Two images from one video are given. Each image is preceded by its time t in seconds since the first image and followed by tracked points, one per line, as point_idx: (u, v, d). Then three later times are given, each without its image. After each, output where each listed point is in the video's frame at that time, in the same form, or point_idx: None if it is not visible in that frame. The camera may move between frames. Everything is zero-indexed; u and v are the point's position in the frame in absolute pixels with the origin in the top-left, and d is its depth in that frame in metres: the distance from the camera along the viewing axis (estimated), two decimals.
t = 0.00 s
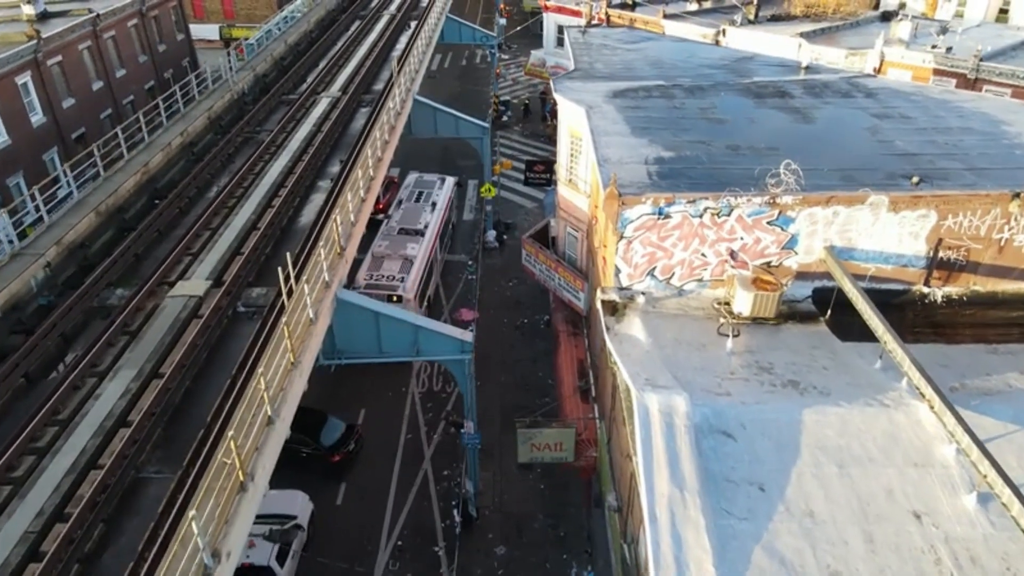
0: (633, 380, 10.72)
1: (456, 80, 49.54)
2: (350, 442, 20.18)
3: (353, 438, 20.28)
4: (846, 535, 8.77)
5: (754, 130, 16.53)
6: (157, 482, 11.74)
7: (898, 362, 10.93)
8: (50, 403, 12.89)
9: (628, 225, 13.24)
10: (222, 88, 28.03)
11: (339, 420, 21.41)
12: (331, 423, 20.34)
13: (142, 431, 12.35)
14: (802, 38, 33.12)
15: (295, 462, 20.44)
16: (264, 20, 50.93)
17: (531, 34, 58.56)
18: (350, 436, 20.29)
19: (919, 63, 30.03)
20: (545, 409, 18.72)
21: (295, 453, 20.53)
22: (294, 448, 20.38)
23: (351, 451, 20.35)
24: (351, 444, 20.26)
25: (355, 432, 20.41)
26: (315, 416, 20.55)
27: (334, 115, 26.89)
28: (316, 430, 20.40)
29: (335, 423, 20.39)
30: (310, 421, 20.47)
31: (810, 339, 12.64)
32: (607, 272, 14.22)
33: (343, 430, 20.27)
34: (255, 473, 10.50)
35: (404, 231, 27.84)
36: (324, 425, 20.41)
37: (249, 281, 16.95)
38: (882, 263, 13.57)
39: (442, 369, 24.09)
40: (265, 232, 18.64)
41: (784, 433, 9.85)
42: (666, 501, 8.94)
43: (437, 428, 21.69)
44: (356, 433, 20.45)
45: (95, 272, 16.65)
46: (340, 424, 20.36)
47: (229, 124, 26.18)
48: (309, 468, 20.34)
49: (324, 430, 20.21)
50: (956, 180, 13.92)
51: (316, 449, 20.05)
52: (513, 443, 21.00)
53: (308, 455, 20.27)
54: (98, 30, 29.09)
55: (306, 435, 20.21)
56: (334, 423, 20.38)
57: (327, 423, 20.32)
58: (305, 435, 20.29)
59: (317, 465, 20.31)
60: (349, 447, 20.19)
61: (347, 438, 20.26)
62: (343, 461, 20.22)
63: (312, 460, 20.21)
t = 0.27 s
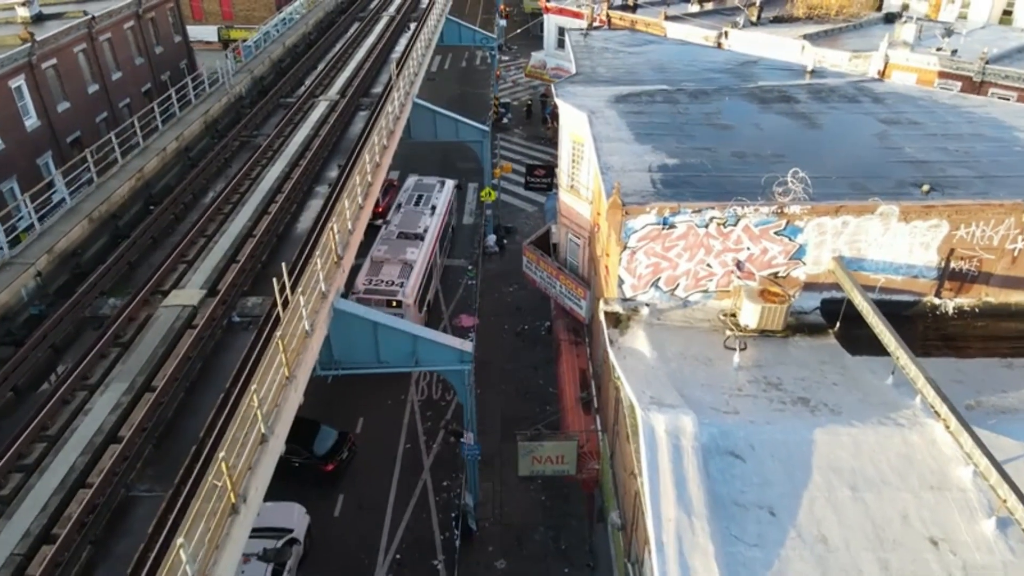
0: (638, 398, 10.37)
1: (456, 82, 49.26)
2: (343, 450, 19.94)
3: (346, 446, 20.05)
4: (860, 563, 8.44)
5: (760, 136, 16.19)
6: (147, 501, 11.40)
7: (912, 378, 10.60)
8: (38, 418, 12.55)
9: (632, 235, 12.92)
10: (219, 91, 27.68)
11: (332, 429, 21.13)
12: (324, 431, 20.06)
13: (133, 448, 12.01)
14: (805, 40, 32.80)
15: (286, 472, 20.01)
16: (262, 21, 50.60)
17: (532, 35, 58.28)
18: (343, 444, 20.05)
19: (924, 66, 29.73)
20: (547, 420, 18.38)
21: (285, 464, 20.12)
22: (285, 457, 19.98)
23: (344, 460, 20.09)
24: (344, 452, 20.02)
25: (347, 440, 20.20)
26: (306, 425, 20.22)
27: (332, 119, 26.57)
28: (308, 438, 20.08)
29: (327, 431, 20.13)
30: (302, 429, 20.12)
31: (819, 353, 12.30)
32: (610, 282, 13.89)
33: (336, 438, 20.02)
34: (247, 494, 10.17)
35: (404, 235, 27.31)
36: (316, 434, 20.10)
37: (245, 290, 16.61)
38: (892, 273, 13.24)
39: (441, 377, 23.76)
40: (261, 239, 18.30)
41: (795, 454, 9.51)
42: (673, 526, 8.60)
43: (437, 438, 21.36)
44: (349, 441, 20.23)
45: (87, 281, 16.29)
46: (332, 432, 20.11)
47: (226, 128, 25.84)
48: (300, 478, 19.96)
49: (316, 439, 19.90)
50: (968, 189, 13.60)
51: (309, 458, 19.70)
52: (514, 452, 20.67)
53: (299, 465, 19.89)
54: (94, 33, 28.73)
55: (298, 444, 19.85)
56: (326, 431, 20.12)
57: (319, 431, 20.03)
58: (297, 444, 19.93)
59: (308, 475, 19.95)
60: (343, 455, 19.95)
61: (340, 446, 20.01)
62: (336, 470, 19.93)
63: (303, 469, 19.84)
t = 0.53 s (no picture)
0: (643, 417, 10.03)
1: (455, 83, 48.99)
2: (336, 459, 19.55)
3: (339, 454, 19.65)
4: None
5: (766, 142, 15.85)
6: (136, 521, 11.07)
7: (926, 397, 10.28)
8: (27, 434, 12.22)
9: (636, 246, 12.59)
10: (216, 95, 27.34)
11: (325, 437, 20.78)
12: (317, 440, 19.67)
13: (123, 466, 11.68)
14: (808, 42, 32.48)
15: (279, 483, 19.69)
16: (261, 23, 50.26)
17: (532, 37, 57.99)
18: (336, 453, 19.65)
19: (929, 68, 29.41)
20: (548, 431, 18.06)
21: (278, 474, 19.79)
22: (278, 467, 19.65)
23: (338, 469, 19.70)
24: (337, 461, 19.63)
25: (341, 448, 19.80)
26: (298, 434, 19.84)
27: (330, 122, 26.24)
28: (301, 448, 19.70)
29: (320, 440, 19.73)
30: (294, 439, 19.76)
31: (828, 368, 11.95)
32: (613, 294, 13.54)
33: (328, 446, 19.60)
34: (239, 516, 9.84)
35: (403, 240, 26.71)
36: (309, 443, 19.72)
37: (240, 299, 16.28)
38: (903, 285, 12.91)
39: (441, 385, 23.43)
40: (257, 247, 17.97)
41: (806, 477, 9.18)
42: (681, 553, 8.27)
43: (436, 447, 21.03)
44: (342, 449, 19.83)
45: (79, 290, 15.96)
46: (325, 440, 19.71)
47: (223, 132, 25.50)
48: (294, 489, 19.63)
49: (309, 448, 19.52)
50: (980, 198, 13.27)
51: (301, 468, 19.32)
52: (514, 463, 20.34)
53: (292, 475, 19.53)
54: (90, 35, 28.39)
55: (291, 453, 19.49)
56: (319, 440, 19.73)
57: (311, 440, 19.64)
58: (289, 454, 19.57)
59: (302, 485, 19.61)
60: (336, 464, 19.56)
61: (333, 455, 19.62)
62: (330, 479, 19.55)
63: (297, 480, 19.49)
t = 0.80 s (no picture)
0: (649, 437, 9.70)
1: (456, 84, 48.74)
2: (329, 468, 19.34)
3: (332, 463, 19.46)
4: None
5: (772, 149, 15.53)
6: (126, 542, 10.76)
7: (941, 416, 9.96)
8: (14, 449, 11.90)
9: (640, 257, 12.27)
10: (213, 98, 27.02)
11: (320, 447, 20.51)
12: (309, 450, 19.43)
13: (112, 483, 11.37)
14: (811, 44, 32.16)
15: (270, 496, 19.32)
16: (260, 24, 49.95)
17: (533, 38, 57.71)
18: (328, 462, 19.44)
19: (934, 71, 29.08)
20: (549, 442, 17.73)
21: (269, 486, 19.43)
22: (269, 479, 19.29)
23: (330, 479, 19.48)
24: (330, 470, 19.41)
25: (333, 456, 19.60)
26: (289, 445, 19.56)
27: (329, 126, 25.93)
28: (292, 459, 19.41)
29: (311, 450, 19.50)
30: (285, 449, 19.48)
31: (838, 382, 11.62)
32: (617, 305, 13.22)
33: (321, 455, 19.40)
34: (230, 540, 9.52)
35: (402, 245, 26.20)
36: (300, 453, 19.44)
37: (235, 309, 15.97)
38: (914, 297, 12.59)
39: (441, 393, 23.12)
40: (253, 255, 17.65)
41: (819, 501, 8.86)
42: None
43: (436, 457, 20.72)
44: (334, 459, 19.63)
45: (71, 300, 15.64)
46: (317, 450, 19.50)
47: (220, 136, 25.17)
48: (285, 500, 19.27)
49: (302, 458, 19.26)
50: (992, 207, 12.95)
51: (294, 479, 19.02)
52: (515, 473, 20.02)
53: (284, 486, 19.21)
54: (85, 37, 28.08)
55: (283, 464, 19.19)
56: (311, 450, 19.48)
57: (303, 450, 19.40)
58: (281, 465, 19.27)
59: (293, 496, 19.25)
60: (329, 473, 19.34)
61: (326, 464, 19.40)
62: (323, 489, 19.30)
63: (289, 491, 19.16)
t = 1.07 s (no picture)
0: (654, 457, 9.38)
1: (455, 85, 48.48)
2: (323, 476, 19.13)
3: (326, 472, 19.24)
4: None
5: (777, 155, 15.21)
6: (114, 563, 10.46)
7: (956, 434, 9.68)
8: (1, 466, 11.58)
9: (644, 268, 11.96)
10: (210, 100, 26.67)
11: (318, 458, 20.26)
12: (302, 459, 19.26)
13: (102, 502, 11.05)
14: (814, 46, 31.83)
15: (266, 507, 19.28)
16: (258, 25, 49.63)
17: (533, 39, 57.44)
18: (322, 471, 19.24)
19: (939, 73, 28.74)
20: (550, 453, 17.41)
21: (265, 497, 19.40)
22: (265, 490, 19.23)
23: (325, 487, 19.31)
24: (324, 479, 19.22)
25: (326, 465, 19.38)
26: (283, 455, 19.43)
27: (327, 129, 25.61)
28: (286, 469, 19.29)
29: (304, 460, 19.31)
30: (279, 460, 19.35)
31: (848, 397, 11.30)
32: (620, 317, 12.92)
33: (314, 465, 19.20)
34: (221, 564, 9.23)
35: (401, 250, 25.78)
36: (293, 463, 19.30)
37: (230, 318, 15.64)
38: (925, 308, 12.26)
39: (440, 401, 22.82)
40: (249, 262, 17.33)
41: (831, 526, 8.54)
42: None
43: (435, 466, 20.40)
44: (328, 467, 19.42)
45: (62, 309, 15.32)
46: (310, 459, 19.30)
47: (216, 140, 24.83)
48: (281, 511, 19.19)
49: (295, 469, 19.11)
50: (1005, 216, 12.64)
51: (288, 489, 18.94)
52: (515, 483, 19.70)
53: (279, 497, 19.15)
54: (81, 40, 27.76)
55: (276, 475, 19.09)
56: (304, 459, 19.30)
57: (296, 460, 19.23)
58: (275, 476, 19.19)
59: (288, 506, 19.15)
60: (323, 482, 19.14)
61: (320, 472, 19.21)
62: (318, 498, 19.15)
63: (284, 502, 19.09)
